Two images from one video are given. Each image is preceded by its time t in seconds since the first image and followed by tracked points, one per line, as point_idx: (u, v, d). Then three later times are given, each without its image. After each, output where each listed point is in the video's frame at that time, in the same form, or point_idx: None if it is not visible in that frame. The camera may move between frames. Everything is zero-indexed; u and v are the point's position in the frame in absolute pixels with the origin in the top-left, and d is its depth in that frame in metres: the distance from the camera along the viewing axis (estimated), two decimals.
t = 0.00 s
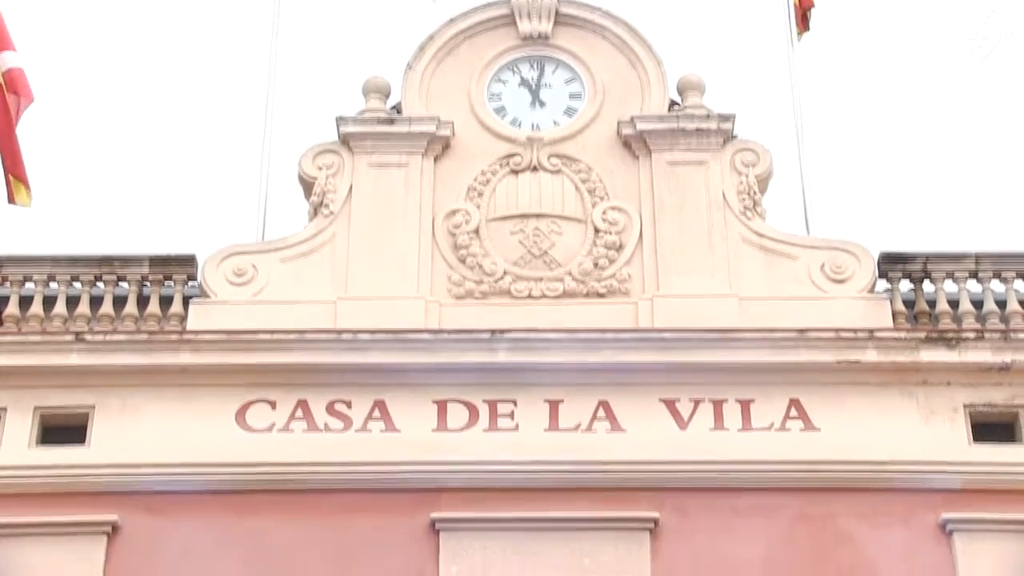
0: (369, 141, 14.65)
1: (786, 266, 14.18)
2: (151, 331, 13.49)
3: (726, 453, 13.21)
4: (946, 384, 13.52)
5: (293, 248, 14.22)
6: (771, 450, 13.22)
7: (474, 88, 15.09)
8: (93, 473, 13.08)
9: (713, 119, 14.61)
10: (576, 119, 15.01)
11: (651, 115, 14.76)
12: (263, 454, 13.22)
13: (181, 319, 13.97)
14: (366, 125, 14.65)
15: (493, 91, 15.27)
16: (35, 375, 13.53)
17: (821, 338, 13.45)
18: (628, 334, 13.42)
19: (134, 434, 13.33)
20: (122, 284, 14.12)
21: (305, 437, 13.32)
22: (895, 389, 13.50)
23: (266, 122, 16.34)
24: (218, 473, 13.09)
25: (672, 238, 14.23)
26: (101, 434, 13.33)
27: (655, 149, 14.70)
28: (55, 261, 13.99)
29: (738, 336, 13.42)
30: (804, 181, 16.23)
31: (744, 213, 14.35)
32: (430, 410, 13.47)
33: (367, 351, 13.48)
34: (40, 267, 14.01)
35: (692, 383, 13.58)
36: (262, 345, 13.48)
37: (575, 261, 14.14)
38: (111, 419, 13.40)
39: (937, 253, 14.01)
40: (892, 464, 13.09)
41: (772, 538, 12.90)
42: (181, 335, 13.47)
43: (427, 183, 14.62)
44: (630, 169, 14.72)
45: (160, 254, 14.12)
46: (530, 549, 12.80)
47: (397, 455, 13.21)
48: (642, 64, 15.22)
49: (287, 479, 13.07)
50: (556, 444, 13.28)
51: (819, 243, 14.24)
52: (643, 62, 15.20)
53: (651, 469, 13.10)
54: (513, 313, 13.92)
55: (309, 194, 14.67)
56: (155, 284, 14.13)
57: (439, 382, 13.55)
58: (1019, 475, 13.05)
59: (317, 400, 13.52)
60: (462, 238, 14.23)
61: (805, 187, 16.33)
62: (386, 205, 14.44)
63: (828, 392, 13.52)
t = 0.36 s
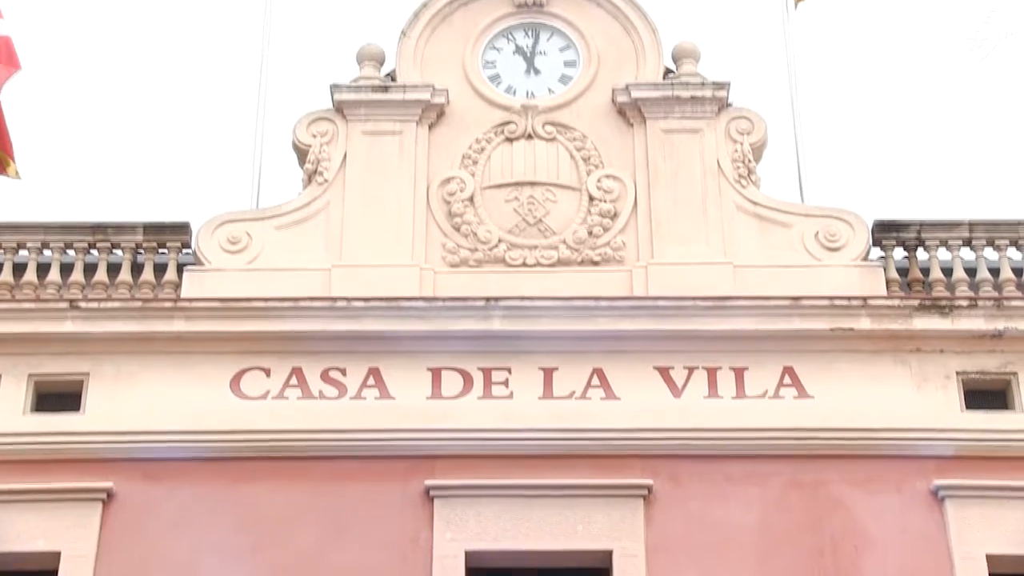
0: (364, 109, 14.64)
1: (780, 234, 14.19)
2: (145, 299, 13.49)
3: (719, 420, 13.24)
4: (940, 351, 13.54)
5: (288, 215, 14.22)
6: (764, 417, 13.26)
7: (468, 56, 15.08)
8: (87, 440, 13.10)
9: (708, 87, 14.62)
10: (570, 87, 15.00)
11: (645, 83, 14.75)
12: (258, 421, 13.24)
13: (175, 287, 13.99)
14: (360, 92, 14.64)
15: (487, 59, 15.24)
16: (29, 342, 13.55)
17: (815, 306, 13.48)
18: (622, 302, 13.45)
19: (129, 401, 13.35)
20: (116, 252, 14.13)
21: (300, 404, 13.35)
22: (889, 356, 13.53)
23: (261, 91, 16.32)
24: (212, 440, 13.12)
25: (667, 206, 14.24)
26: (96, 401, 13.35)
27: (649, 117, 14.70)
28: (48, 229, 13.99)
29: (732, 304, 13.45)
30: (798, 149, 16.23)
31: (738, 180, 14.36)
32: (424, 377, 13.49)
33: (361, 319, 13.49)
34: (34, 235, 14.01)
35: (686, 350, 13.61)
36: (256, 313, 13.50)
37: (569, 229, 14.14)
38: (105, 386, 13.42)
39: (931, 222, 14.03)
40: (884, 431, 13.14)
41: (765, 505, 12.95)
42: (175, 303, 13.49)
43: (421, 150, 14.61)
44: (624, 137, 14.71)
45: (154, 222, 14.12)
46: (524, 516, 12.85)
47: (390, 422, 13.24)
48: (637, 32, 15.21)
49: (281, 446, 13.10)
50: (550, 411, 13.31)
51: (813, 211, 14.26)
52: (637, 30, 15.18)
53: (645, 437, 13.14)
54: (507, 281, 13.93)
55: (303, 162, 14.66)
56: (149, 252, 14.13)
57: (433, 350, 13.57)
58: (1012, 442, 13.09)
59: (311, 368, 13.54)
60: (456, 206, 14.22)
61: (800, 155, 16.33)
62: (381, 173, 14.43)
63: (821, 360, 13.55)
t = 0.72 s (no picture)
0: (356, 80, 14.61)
1: (773, 205, 14.20)
2: (138, 270, 13.49)
3: (712, 391, 13.27)
4: (932, 322, 13.57)
5: (281, 186, 14.21)
6: (757, 388, 13.29)
7: (462, 27, 15.05)
8: (80, 410, 13.10)
9: (702, 59, 14.60)
10: (563, 58, 14.98)
11: (639, 54, 14.74)
12: (251, 392, 13.25)
13: (168, 258, 13.98)
14: (352, 63, 14.61)
15: (480, 30, 15.21)
16: (22, 313, 13.54)
17: (808, 277, 13.50)
18: (615, 273, 13.47)
19: (122, 371, 13.35)
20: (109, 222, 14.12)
21: (293, 375, 13.35)
22: (881, 328, 13.56)
23: (253, 62, 16.29)
24: (206, 411, 13.14)
25: (660, 177, 14.23)
26: (89, 371, 13.35)
27: (642, 89, 14.68)
28: (41, 200, 13.98)
29: (725, 275, 13.47)
30: (792, 121, 16.23)
31: (731, 152, 14.35)
32: (417, 348, 13.50)
33: (354, 290, 13.50)
34: (26, 206, 13.99)
35: (679, 321, 13.62)
36: (249, 284, 13.51)
37: (562, 200, 14.14)
38: (98, 357, 13.42)
39: (924, 193, 14.04)
40: (876, 402, 13.17)
41: (758, 476, 12.98)
42: (168, 274, 13.48)
43: (414, 121, 14.59)
44: (617, 108, 14.70)
45: (147, 193, 14.10)
46: (517, 487, 12.88)
47: (384, 392, 13.25)
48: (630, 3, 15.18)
49: (275, 417, 13.12)
50: (543, 381, 13.33)
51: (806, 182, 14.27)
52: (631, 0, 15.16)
53: (637, 408, 13.17)
54: (500, 252, 13.93)
55: (296, 133, 14.64)
56: (142, 222, 14.12)
57: (426, 321, 13.58)
58: (1003, 412, 13.13)
59: (304, 339, 13.55)
60: (449, 177, 14.21)
61: (793, 127, 16.32)
62: (374, 144, 14.42)
63: (814, 331, 13.57)
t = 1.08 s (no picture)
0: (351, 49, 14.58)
1: (768, 175, 14.20)
2: (133, 240, 13.49)
3: (707, 360, 13.29)
4: (926, 292, 13.59)
5: (276, 155, 14.20)
6: (751, 357, 13.31)
7: None
8: (76, 380, 13.11)
9: (698, 28, 14.58)
10: (559, 28, 14.95)
11: (635, 23, 14.71)
12: (246, 361, 13.26)
13: (163, 228, 13.97)
14: (347, 32, 14.58)
15: None
16: (18, 282, 13.54)
17: (803, 247, 13.52)
18: (610, 243, 13.49)
19: (117, 341, 13.36)
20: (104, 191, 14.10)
21: (288, 344, 13.36)
22: (876, 297, 13.58)
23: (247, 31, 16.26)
24: (201, 380, 13.15)
25: (655, 147, 14.23)
26: (85, 340, 13.36)
27: (638, 58, 14.66)
28: (36, 168, 13.96)
29: (720, 245, 13.49)
30: (787, 91, 16.22)
31: (726, 121, 14.34)
32: (413, 317, 13.52)
33: (349, 260, 13.51)
34: (21, 175, 13.98)
35: (674, 291, 13.64)
36: (244, 253, 13.51)
37: (558, 169, 14.13)
38: (94, 326, 13.43)
39: (920, 162, 14.04)
40: (871, 372, 13.20)
41: (752, 445, 13.02)
42: (163, 244, 13.48)
43: (409, 90, 14.56)
44: (613, 78, 14.67)
45: (141, 162, 14.09)
46: (512, 456, 12.91)
47: (379, 361, 13.27)
48: None
49: (270, 387, 13.14)
50: (538, 351, 13.34)
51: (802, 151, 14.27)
52: None
53: (632, 377, 13.19)
54: (495, 221, 13.93)
55: (291, 102, 14.62)
56: (137, 191, 14.11)
57: (422, 291, 13.59)
58: (997, 381, 13.16)
59: (300, 308, 13.56)
60: (444, 146, 14.20)
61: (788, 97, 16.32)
62: (369, 113, 14.40)
63: (809, 301, 13.59)
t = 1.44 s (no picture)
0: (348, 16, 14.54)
1: (766, 142, 14.19)
2: (130, 207, 13.49)
3: (703, 328, 13.30)
4: (923, 259, 13.60)
5: (272, 122, 14.18)
6: (748, 324, 13.32)
7: None
8: (73, 347, 13.12)
9: None
10: None
11: None
12: (243, 329, 13.27)
13: (159, 195, 13.96)
14: None
15: None
16: (14, 249, 13.53)
17: (800, 215, 13.53)
18: (607, 211, 13.51)
19: (115, 308, 13.36)
20: (100, 158, 14.08)
21: (285, 311, 13.37)
22: (873, 264, 13.59)
23: None
24: (199, 348, 13.16)
25: (652, 114, 14.21)
26: (82, 308, 13.35)
27: (635, 25, 14.63)
28: (32, 135, 13.94)
29: (716, 213, 13.51)
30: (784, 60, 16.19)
31: (724, 88, 14.32)
32: (410, 285, 13.52)
33: (345, 228, 13.53)
34: (17, 141, 13.96)
35: (671, 258, 13.64)
36: (241, 221, 13.53)
37: (555, 137, 14.12)
38: (91, 293, 13.42)
39: (917, 129, 14.04)
40: (867, 339, 13.23)
41: (749, 411, 13.04)
42: (160, 211, 13.48)
43: (406, 57, 14.53)
44: (610, 45, 14.63)
45: (138, 128, 14.07)
46: (509, 423, 12.93)
47: (375, 329, 13.28)
48: None
49: (267, 354, 13.15)
50: (535, 318, 13.35)
51: (799, 119, 14.25)
52: None
53: (629, 344, 13.21)
54: (492, 189, 13.92)
55: (287, 69, 14.59)
56: (133, 158, 14.09)
57: (419, 258, 13.60)
58: (993, 348, 13.18)
59: (296, 276, 13.55)
60: (441, 114, 14.17)
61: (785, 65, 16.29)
62: (366, 80, 14.37)
63: (805, 268, 13.60)
